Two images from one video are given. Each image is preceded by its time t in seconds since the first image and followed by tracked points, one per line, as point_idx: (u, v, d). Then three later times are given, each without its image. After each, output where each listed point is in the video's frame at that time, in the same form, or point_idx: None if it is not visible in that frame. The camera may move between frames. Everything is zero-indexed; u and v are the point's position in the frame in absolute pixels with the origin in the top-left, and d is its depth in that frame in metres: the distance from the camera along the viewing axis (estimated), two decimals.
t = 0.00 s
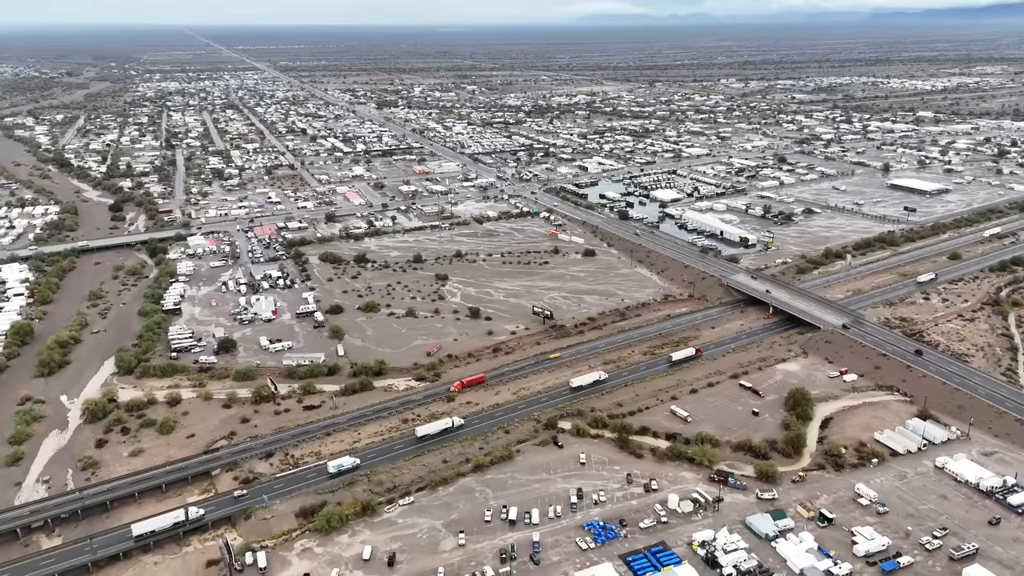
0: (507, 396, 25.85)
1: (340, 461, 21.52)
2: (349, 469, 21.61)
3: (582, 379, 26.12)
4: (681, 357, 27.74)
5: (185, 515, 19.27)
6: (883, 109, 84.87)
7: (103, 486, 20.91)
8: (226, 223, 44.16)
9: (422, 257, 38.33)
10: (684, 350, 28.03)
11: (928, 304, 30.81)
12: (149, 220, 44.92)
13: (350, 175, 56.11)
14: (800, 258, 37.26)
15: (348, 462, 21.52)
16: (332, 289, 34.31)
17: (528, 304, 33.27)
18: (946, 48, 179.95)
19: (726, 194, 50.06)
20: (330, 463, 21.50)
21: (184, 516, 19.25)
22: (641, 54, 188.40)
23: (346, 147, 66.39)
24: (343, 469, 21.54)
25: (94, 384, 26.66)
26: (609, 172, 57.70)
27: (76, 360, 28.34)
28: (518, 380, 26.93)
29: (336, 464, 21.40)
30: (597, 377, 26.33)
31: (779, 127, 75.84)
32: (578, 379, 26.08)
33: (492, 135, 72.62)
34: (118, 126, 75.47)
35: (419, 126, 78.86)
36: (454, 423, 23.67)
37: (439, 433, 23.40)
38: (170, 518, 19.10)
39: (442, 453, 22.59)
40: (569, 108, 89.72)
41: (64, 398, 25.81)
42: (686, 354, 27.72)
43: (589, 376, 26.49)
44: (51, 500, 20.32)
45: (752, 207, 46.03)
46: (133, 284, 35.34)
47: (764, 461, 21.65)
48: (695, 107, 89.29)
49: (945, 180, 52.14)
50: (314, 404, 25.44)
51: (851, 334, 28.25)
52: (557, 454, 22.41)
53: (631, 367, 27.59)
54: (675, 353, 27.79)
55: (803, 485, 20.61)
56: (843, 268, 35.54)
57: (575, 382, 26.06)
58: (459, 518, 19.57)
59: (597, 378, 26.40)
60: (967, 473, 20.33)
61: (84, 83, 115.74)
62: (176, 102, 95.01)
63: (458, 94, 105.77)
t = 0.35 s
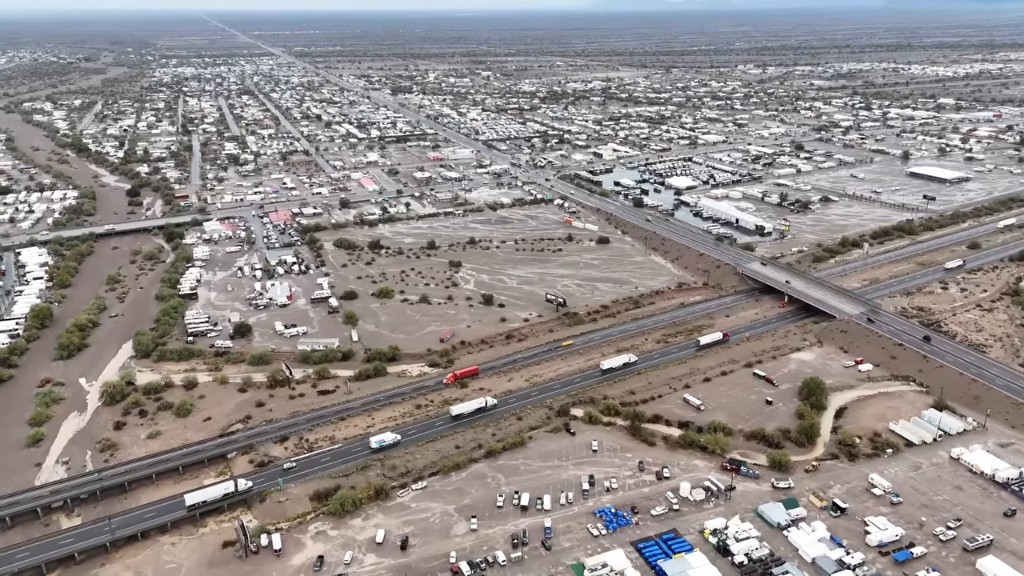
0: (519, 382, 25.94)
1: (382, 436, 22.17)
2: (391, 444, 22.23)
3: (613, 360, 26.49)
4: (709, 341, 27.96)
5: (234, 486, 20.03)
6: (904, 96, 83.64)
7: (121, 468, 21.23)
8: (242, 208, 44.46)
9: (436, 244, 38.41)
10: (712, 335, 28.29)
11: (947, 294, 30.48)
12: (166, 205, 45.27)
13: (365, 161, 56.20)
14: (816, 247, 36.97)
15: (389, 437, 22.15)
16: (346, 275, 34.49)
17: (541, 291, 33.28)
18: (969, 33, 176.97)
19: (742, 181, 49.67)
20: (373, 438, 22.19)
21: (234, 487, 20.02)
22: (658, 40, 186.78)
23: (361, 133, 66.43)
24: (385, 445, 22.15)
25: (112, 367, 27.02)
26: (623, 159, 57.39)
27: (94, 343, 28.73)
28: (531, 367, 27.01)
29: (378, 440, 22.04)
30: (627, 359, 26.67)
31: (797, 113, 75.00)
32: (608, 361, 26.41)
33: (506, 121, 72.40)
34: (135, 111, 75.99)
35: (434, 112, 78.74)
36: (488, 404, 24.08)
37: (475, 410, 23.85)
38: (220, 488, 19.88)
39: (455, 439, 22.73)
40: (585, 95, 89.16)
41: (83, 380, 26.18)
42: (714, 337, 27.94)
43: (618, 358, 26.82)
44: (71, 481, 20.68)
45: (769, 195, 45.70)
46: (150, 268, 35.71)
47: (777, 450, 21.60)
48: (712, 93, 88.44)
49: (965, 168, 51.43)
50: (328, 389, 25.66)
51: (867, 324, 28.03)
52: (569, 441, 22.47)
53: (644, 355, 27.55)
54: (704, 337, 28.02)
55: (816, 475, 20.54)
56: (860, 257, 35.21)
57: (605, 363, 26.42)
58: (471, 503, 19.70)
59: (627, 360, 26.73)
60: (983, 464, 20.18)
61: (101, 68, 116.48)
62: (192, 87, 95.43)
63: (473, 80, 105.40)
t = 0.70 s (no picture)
0: (531, 370, 26.00)
1: (420, 414, 22.68)
2: (429, 422, 22.75)
3: (641, 344, 26.74)
4: (735, 326, 28.11)
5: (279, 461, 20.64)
6: (924, 83, 82.45)
7: (137, 450, 21.52)
8: (255, 194, 44.68)
9: (448, 232, 38.46)
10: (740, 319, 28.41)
11: (963, 284, 30.17)
12: (180, 190, 45.58)
13: (377, 148, 56.21)
14: (831, 236, 36.69)
15: (428, 415, 22.65)
16: (359, 262, 34.66)
17: (553, 279, 33.27)
18: (991, 19, 174.09)
19: (756, 169, 49.30)
20: (411, 416, 22.73)
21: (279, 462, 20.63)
22: (673, 26, 184.92)
23: (373, 119, 66.42)
24: (424, 422, 22.65)
25: (128, 350, 27.34)
26: (637, 146, 57.09)
27: (110, 327, 29.05)
28: (542, 354, 27.05)
29: (416, 417, 22.55)
30: (656, 343, 26.86)
31: (814, 100, 74.17)
32: (637, 344, 26.66)
33: (519, 108, 72.10)
34: (150, 97, 76.35)
35: (447, 98, 78.52)
36: (519, 384, 24.48)
37: (506, 392, 24.27)
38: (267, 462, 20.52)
39: (467, 425, 22.84)
40: (598, 81, 88.55)
41: (100, 364, 26.52)
42: (740, 322, 28.04)
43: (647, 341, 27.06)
44: (89, 463, 21.00)
45: (784, 182, 45.35)
46: (166, 254, 36.02)
47: (789, 439, 21.54)
48: (727, 80, 87.60)
49: (984, 156, 50.79)
50: (341, 375, 25.83)
51: (882, 313, 27.82)
52: (581, 429, 22.51)
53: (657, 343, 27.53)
54: (731, 321, 28.15)
55: (828, 464, 20.46)
56: (876, 246, 34.90)
57: (634, 346, 26.69)
58: (482, 489, 19.82)
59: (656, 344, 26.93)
60: (997, 455, 20.01)
61: (116, 54, 116.96)
62: (206, 73, 95.66)
63: (486, 66, 104.94)
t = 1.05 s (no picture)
0: (541, 357, 26.06)
1: (455, 394, 23.29)
2: (463, 401, 23.34)
3: (669, 329, 26.97)
4: (760, 312, 28.31)
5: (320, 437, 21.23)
6: (941, 70, 81.35)
7: (150, 435, 21.75)
8: (267, 181, 44.83)
9: (459, 219, 38.46)
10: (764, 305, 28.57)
11: (978, 274, 29.89)
12: (193, 177, 45.79)
13: (388, 135, 56.21)
14: (844, 225, 36.40)
15: (462, 394, 23.25)
16: (369, 249, 34.76)
17: (563, 267, 33.24)
18: (1010, 5, 171.35)
19: (769, 157, 48.95)
20: (446, 395, 23.33)
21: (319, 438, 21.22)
22: (687, 12, 183.12)
23: (384, 106, 66.34)
24: (459, 401, 23.26)
25: (141, 336, 27.57)
26: (649, 134, 56.75)
27: (124, 313, 29.31)
28: (552, 342, 27.08)
29: (451, 397, 23.14)
30: (683, 328, 27.07)
31: (828, 88, 73.43)
32: (664, 329, 26.91)
33: (531, 95, 71.79)
34: (162, 83, 76.62)
35: (458, 85, 78.25)
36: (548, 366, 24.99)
37: (536, 373, 24.71)
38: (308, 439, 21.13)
39: (476, 412, 22.93)
40: (611, 68, 87.93)
41: (114, 349, 26.77)
42: (765, 308, 28.22)
43: (675, 325, 27.30)
44: (103, 447, 21.25)
45: (797, 171, 44.99)
46: (178, 240, 36.25)
47: (799, 429, 21.50)
48: (741, 67, 86.80)
49: (1002, 144, 50.16)
50: (352, 361, 25.96)
51: (894, 304, 27.65)
52: (590, 417, 22.54)
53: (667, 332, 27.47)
54: (755, 308, 28.32)
55: (838, 454, 20.42)
56: (890, 236, 34.62)
57: (661, 331, 26.96)
58: (492, 476, 19.92)
59: (683, 328, 27.12)
60: (1010, 447, 19.90)
61: (129, 40, 117.32)
62: (218, 59, 95.72)
63: (498, 53, 104.40)
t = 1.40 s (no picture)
0: (546, 353, 26.08)
1: (485, 382, 23.74)
2: (493, 389, 23.78)
3: (691, 320, 27.22)
4: (780, 304, 28.53)
5: (354, 423, 21.67)
6: (951, 65, 80.76)
7: (158, 428, 21.87)
8: (273, 175, 44.90)
9: (464, 214, 38.45)
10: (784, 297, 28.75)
11: (986, 271, 29.72)
12: (199, 171, 45.92)
13: (395, 129, 56.21)
14: (852, 221, 36.24)
15: (492, 382, 23.70)
16: (375, 244, 34.81)
17: (569, 263, 33.20)
18: None
19: (776, 153, 48.75)
20: (476, 383, 23.78)
21: (354, 424, 21.66)
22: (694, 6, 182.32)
23: (391, 101, 66.28)
24: (488, 389, 23.70)
25: (148, 330, 27.71)
26: (656, 129, 56.57)
27: (132, 307, 29.47)
28: (557, 338, 27.08)
29: (481, 385, 23.59)
30: (705, 319, 27.36)
31: (836, 83, 73.03)
32: (687, 320, 27.13)
33: (537, 90, 71.64)
34: (169, 78, 76.69)
35: (464, 80, 78.12)
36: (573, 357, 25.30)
37: (561, 362, 25.03)
38: (343, 425, 21.55)
39: (482, 407, 22.96)
40: (617, 63, 87.66)
41: (121, 342, 26.92)
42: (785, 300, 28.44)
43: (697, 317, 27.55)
44: (111, 440, 21.39)
45: (804, 167, 44.78)
46: (185, 234, 36.37)
47: (805, 426, 21.45)
48: (748, 62, 86.37)
49: (1011, 140, 49.82)
50: (358, 356, 26.02)
51: (902, 300, 27.52)
52: (595, 412, 22.52)
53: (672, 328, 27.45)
54: (775, 300, 28.52)
55: (844, 451, 20.37)
56: (897, 232, 34.44)
57: (684, 322, 27.21)
58: (497, 470, 19.95)
59: (704, 320, 27.41)
60: (1017, 444, 19.80)
61: (136, 34, 117.44)
62: (225, 54, 95.81)
63: (505, 47, 104.12)
